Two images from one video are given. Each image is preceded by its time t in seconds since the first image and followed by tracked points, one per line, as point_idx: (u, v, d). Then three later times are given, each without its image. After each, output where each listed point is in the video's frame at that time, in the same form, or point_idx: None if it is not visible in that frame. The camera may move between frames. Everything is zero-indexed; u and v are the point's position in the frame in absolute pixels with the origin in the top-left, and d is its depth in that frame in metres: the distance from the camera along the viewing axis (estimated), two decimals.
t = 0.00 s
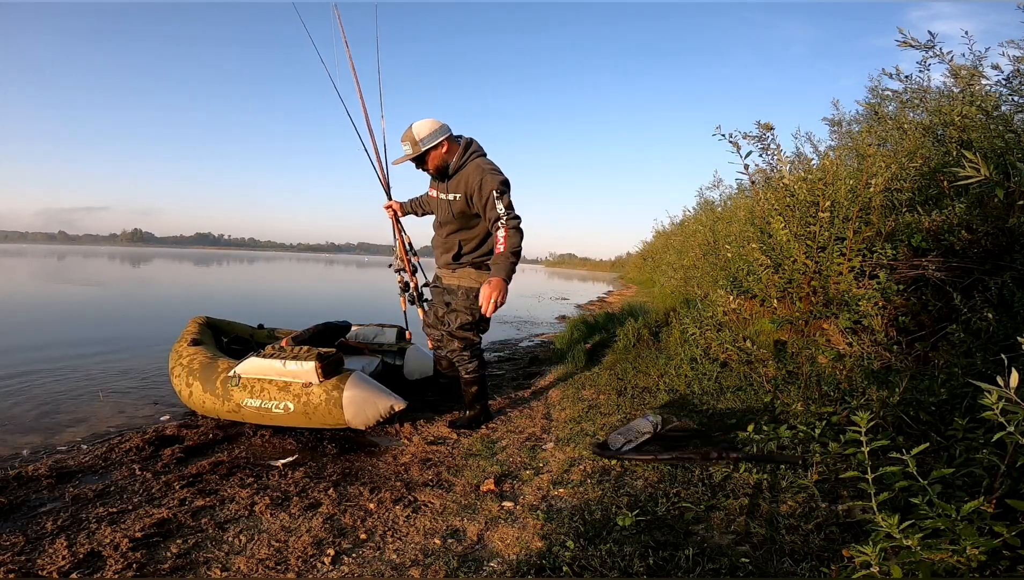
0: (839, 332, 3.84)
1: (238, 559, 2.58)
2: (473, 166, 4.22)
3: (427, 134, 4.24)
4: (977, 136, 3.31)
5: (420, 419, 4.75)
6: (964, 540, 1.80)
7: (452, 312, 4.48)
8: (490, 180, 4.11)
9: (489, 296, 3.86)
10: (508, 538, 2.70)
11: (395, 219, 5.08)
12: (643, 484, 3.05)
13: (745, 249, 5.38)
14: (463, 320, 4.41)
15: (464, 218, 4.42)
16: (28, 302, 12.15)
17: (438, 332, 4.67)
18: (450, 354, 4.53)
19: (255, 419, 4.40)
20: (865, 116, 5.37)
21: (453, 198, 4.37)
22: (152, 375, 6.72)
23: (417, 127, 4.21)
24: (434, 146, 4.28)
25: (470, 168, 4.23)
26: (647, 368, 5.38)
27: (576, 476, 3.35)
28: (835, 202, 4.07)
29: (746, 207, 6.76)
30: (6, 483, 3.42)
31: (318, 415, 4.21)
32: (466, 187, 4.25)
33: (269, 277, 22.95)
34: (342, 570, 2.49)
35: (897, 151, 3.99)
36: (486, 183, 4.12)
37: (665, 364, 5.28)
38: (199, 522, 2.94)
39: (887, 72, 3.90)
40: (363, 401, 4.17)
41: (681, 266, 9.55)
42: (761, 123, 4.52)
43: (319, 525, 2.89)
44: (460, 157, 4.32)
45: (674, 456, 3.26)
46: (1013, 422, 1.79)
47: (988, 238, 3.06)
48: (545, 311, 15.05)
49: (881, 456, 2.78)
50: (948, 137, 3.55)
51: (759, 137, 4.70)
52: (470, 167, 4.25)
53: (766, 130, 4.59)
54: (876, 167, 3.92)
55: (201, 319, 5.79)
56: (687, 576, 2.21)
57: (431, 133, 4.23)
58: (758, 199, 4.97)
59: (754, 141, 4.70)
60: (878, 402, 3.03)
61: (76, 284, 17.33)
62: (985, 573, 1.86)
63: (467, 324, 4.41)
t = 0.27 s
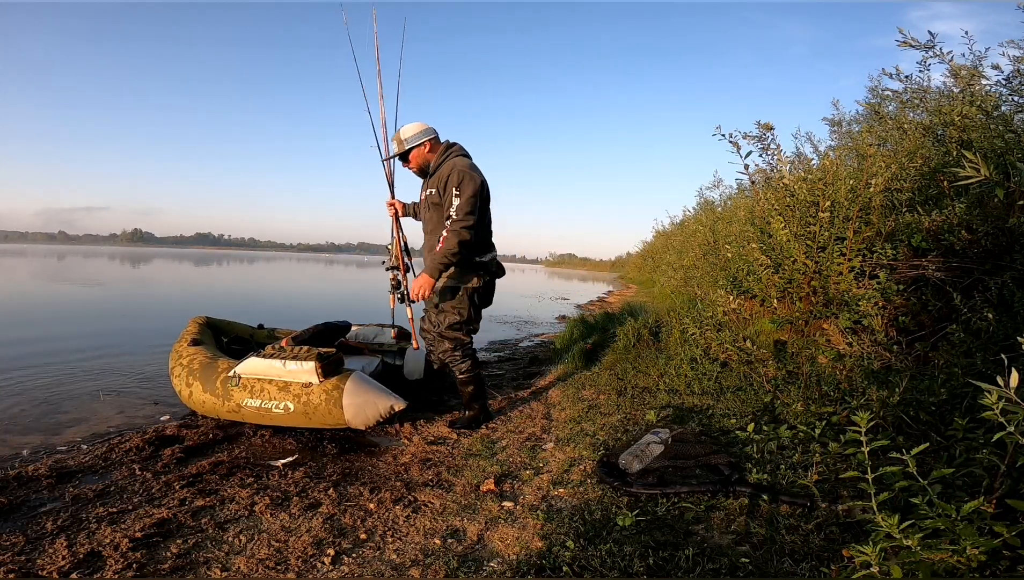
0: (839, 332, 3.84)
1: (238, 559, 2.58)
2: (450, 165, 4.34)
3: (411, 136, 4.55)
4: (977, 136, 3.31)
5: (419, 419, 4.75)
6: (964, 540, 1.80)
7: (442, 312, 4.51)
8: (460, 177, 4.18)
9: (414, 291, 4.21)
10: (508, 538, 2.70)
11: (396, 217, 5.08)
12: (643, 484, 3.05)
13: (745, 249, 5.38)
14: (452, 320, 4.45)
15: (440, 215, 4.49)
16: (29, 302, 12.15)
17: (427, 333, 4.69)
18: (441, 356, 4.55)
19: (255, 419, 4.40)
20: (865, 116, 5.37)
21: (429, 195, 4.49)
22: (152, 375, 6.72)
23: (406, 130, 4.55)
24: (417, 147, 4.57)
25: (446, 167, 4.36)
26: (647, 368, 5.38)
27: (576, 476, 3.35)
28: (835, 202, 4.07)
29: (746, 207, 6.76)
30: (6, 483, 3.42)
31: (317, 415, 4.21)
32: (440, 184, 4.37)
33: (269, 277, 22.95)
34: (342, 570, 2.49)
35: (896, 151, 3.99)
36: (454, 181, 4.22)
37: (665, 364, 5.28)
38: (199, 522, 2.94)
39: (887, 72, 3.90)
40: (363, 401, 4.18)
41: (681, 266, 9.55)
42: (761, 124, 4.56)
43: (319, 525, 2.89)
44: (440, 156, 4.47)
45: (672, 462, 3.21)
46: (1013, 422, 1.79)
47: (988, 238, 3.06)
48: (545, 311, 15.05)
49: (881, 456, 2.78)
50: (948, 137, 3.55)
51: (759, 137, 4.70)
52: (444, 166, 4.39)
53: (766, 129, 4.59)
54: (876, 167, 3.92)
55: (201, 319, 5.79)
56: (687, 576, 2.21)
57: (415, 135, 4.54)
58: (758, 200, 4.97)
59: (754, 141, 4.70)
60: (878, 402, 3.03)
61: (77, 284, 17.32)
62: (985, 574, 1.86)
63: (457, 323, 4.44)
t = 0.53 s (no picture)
0: (839, 332, 3.84)
1: (238, 559, 2.58)
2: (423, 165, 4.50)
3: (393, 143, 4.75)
4: (977, 136, 3.31)
5: (419, 419, 4.75)
6: (964, 540, 1.80)
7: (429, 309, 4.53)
8: (427, 174, 4.32)
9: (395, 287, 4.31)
10: (508, 538, 2.71)
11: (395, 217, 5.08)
12: (643, 484, 3.05)
13: (745, 249, 5.38)
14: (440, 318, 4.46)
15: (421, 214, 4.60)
16: (29, 302, 12.14)
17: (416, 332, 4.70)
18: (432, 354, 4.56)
19: (255, 419, 4.40)
20: (865, 116, 5.37)
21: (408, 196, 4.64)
22: (152, 375, 6.72)
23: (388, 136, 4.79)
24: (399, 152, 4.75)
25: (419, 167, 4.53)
26: (647, 368, 5.39)
27: (577, 476, 3.35)
28: (835, 203, 4.07)
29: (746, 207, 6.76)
30: (6, 483, 3.42)
31: (317, 415, 4.21)
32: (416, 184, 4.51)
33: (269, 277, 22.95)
34: (342, 570, 2.49)
35: (896, 151, 3.99)
36: (423, 178, 4.36)
37: (665, 364, 5.28)
38: (199, 522, 2.94)
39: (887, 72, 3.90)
40: (363, 401, 4.18)
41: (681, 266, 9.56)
42: (761, 124, 4.55)
43: (319, 525, 2.89)
44: (416, 158, 4.65)
45: (670, 462, 3.19)
46: (1014, 422, 1.79)
47: (988, 238, 3.06)
48: (546, 311, 15.06)
49: (881, 456, 2.78)
50: (948, 137, 3.55)
51: (759, 137, 4.70)
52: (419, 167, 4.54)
53: (766, 129, 4.59)
54: (876, 167, 3.92)
55: (201, 319, 5.79)
56: (687, 576, 2.21)
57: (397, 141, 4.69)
58: (758, 200, 4.97)
59: (754, 141, 4.70)
60: (878, 402, 3.03)
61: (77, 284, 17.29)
62: (985, 573, 1.86)
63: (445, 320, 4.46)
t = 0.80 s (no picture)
0: (839, 332, 3.84)
1: (238, 559, 2.58)
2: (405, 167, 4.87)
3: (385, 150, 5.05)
4: (977, 136, 3.31)
5: (419, 419, 4.75)
6: (964, 540, 1.80)
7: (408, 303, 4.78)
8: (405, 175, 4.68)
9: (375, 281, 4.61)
10: (508, 538, 2.71)
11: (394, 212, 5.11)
12: (643, 484, 3.06)
13: (745, 249, 5.38)
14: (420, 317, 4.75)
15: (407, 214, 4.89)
16: (29, 302, 12.13)
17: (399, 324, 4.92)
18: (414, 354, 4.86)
19: (255, 419, 4.40)
20: (865, 116, 5.37)
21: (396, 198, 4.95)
22: (152, 376, 6.72)
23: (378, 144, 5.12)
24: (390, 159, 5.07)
25: (402, 170, 4.89)
26: (647, 368, 5.39)
27: (577, 476, 3.35)
28: (835, 203, 4.07)
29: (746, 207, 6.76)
30: (6, 483, 3.42)
31: (317, 415, 4.21)
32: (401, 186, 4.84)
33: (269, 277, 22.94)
34: (342, 569, 2.49)
35: (897, 151, 3.99)
36: (402, 180, 4.73)
37: (665, 364, 5.28)
38: (199, 522, 2.94)
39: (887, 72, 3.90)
40: (363, 401, 4.18)
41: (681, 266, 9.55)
42: (761, 124, 4.56)
43: (319, 525, 2.89)
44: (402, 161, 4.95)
45: (670, 462, 3.19)
46: (1014, 422, 1.79)
47: (988, 238, 3.06)
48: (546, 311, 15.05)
49: (881, 456, 2.77)
50: (948, 137, 3.55)
51: (759, 137, 4.70)
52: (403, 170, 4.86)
53: (766, 129, 4.59)
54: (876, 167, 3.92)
55: (201, 319, 5.79)
56: (687, 576, 2.21)
57: (388, 147, 5.01)
58: (758, 200, 4.97)
59: (754, 141, 4.70)
60: (878, 402, 3.03)
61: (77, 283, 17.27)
62: (985, 574, 1.86)
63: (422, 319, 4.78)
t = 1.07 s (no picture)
0: (839, 332, 3.84)
1: (238, 559, 2.58)
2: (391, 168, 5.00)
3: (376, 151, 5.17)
4: (977, 136, 3.31)
5: (419, 419, 4.75)
6: (965, 540, 1.80)
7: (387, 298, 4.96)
8: (388, 177, 4.84)
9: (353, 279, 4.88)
10: (508, 538, 2.71)
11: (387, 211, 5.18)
12: (643, 484, 3.06)
13: (745, 249, 5.38)
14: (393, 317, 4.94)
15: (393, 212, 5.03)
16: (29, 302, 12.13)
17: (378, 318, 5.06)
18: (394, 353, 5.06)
19: (256, 419, 4.40)
20: (865, 116, 5.37)
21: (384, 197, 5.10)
22: (152, 376, 6.72)
23: (367, 144, 5.23)
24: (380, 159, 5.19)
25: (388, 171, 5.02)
26: (647, 368, 5.39)
27: (577, 476, 3.35)
28: (835, 203, 4.06)
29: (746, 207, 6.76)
30: (7, 483, 3.42)
31: (317, 415, 4.21)
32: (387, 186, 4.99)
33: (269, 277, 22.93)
34: (342, 570, 2.49)
35: (897, 151, 4.00)
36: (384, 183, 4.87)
37: (665, 364, 5.28)
38: (199, 522, 2.94)
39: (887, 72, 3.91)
40: (363, 401, 4.19)
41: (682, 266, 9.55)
42: (761, 124, 4.57)
43: (319, 525, 2.89)
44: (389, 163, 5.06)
45: (670, 462, 3.19)
46: (1014, 422, 1.80)
47: (988, 238, 3.06)
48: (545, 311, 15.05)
49: (881, 456, 2.77)
50: (948, 137, 3.54)
51: (759, 137, 4.71)
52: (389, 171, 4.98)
53: (767, 130, 4.59)
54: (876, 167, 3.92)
55: (201, 319, 5.79)
56: (687, 576, 2.21)
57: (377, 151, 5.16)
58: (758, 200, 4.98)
59: (754, 141, 4.71)
60: (878, 402, 3.03)
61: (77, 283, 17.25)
62: (985, 574, 1.86)
63: (398, 319, 4.96)
